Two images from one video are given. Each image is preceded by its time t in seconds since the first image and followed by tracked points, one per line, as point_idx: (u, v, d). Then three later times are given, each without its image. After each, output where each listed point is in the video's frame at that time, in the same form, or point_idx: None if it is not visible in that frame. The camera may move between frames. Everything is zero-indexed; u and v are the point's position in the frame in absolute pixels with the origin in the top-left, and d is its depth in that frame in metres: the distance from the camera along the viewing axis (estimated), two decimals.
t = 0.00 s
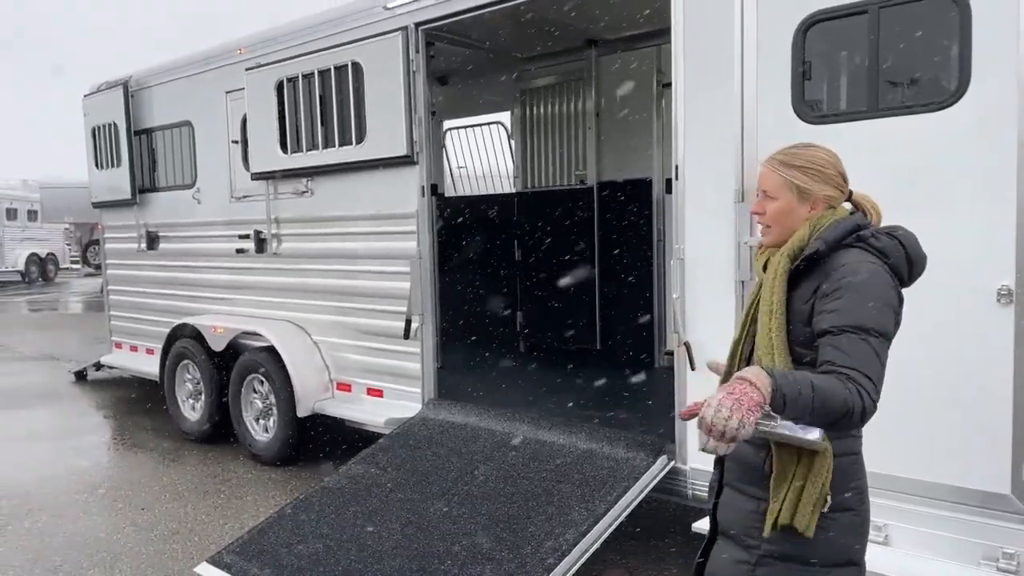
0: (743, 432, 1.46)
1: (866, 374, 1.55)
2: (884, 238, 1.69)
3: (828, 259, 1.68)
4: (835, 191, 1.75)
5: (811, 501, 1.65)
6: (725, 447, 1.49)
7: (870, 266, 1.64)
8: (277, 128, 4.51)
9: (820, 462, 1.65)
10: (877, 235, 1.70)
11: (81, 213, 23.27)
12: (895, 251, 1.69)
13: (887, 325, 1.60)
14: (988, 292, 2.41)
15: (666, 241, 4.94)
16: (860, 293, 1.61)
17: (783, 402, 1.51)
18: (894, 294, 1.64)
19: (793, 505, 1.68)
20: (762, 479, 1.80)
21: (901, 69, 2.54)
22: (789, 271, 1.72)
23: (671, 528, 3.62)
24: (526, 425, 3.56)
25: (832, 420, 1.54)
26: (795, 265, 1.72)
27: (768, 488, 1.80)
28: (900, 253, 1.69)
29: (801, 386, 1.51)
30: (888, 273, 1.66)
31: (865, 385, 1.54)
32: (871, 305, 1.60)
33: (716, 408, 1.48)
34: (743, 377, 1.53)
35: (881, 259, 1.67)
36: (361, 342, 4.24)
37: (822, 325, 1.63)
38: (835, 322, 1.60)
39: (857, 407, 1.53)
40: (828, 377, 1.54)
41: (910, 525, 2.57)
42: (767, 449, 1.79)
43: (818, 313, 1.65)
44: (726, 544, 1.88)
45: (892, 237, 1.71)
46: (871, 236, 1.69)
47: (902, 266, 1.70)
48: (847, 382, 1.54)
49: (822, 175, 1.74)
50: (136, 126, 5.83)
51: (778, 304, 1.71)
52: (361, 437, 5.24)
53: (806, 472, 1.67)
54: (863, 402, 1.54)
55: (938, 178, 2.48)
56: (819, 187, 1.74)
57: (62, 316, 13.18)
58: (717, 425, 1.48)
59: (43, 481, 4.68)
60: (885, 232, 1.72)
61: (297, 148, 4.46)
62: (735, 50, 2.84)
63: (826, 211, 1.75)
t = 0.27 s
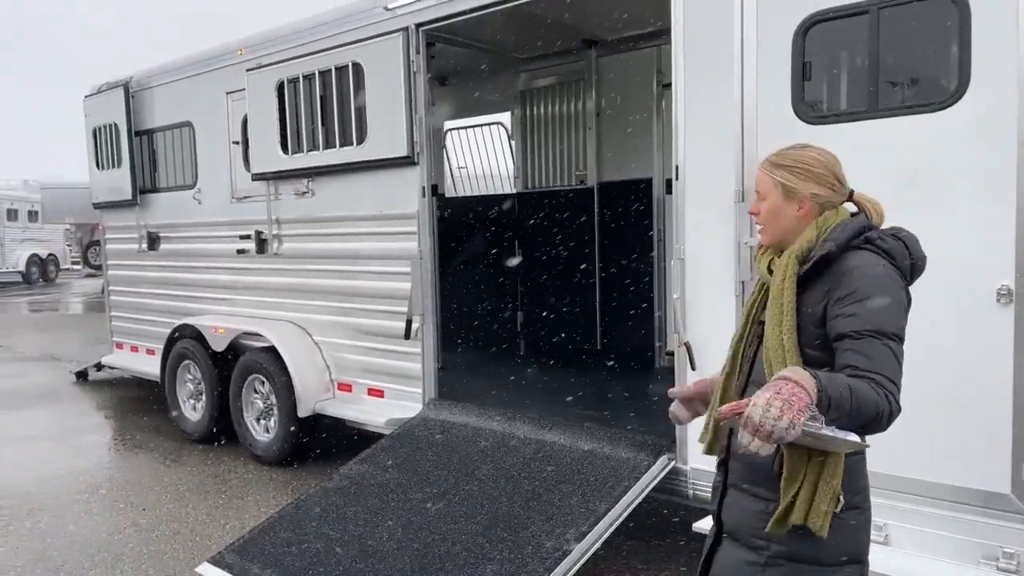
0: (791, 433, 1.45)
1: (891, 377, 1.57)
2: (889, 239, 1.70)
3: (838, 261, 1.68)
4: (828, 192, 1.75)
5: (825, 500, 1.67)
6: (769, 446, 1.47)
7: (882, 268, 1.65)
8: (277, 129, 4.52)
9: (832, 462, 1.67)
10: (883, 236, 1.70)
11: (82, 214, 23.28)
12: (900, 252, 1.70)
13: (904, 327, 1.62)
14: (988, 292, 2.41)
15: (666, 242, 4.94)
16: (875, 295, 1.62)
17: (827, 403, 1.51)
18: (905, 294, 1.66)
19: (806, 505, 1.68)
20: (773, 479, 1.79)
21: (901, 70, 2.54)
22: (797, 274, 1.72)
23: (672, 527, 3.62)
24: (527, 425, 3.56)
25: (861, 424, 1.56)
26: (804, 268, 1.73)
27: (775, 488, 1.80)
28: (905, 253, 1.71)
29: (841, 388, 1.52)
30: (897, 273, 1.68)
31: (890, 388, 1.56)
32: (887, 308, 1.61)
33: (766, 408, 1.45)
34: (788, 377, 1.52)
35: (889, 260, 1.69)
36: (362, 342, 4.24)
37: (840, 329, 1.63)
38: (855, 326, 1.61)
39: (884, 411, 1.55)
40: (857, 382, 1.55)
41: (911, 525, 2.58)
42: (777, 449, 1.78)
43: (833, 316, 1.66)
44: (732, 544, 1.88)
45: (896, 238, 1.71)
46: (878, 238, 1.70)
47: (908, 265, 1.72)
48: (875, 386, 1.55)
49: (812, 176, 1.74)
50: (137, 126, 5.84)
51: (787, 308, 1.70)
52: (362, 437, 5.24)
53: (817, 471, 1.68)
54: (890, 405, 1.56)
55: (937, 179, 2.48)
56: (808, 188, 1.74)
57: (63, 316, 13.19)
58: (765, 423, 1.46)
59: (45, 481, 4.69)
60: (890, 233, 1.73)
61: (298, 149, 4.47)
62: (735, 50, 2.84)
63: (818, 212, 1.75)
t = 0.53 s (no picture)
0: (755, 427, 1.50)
1: (875, 378, 1.57)
2: (888, 239, 1.71)
3: (833, 260, 1.68)
4: (816, 194, 1.76)
5: (816, 497, 1.67)
6: (735, 439, 1.52)
7: (876, 269, 1.65)
8: (277, 128, 4.51)
9: (823, 459, 1.67)
10: (882, 237, 1.70)
11: (81, 214, 23.25)
12: (899, 253, 1.70)
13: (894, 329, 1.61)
14: (988, 292, 2.41)
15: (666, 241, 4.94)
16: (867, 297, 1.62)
17: (799, 399, 1.53)
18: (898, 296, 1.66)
19: (798, 502, 1.69)
20: (765, 474, 1.80)
21: (901, 69, 2.54)
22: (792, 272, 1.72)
23: (672, 527, 3.62)
24: (527, 425, 3.56)
25: (841, 423, 1.56)
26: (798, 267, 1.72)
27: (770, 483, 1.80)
28: (904, 254, 1.70)
29: (815, 386, 1.53)
30: (893, 275, 1.68)
31: (875, 390, 1.56)
32: (877, 309, 1.61)
33: (735, 401, 1.51)
34: (762, 371, 1.55)
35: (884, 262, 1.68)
36: (362, 342, 4.23)
37: (830, 329, 1.63)
38: (843, 326, 1.61)
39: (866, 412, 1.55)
40: (840, 382, 1.55)
41: (910, 524, 2.58)
42: (770, 444, 1.79)
43: (824, 317, 1.66)
44: (727, 540, 1.88)
45: (896, 239, 1.71)
46: (874, 240, 1.70)
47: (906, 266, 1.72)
48: (857, 386, 1.55)
49: (798, 178, 1.76)
50: (136, 125, 5.83)
51: (778, 306, 1.72)
52: (361, 437, 5.23)
53: (809, 468, 1.68)
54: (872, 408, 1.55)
55: (938, 178, 2.48)
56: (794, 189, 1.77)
57: (62, 316, 13.18)
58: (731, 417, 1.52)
59: (44, 481, 4.68)
60: (888, 235, 1.72)
61: (297, 148, 4.46)
62: (735, 50, 2.84)
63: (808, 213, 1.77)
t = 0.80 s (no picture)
0: (684, 408, 1.57)
1: (827, 375, 1.58)
2: (863, 242, 1.73)
3: (804, 261, 1.71)
4: (798, 197, 1.80)
5: (786, 491, 1.68)
6: (671, 421, 1.60)
7: (845, 271, 1.67)
8: (274, 128, 4.51)
9: (798, 454, 1.68)
10: (858, 238, 1.73)
11: (78, 214, 23.21)
12: (873, 255, 1.72)
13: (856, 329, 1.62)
14: (984, 292, 2.42)
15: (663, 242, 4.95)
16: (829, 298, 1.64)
17: (732, 386, 1.58)
18: (866, 299, 1.67)
19: (769, 496, 1.70)
20: (747, 468, 1.82)
21: (897, 70, 2.55)
22: (769, 273, 1.75)
23: (669, 527, 3.62)
24: (524, 425, 3.57)
25: (788, 418, 1.58)
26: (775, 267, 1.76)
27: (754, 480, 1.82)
28: (879, 257, 1.72)
29: (752, 375, 1.57)
30: (864, 279, 1.69)
31: (827, 387, 1.57)
32: (838, 310, 1.63)
33: (667, 383, 1.60)
34: (702, 360, 1.63)
35: (856, 264, 1.70)
36: (359, 342, 4.24)
37: (793, 329, 1.67)
38: (802, 325, 1.63)
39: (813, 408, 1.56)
40: (787, 375, 1.58)
41: (905, 523, 2.59)
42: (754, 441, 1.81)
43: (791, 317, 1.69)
44: (713, 534, 1.90)
45: (872, 240, 1.74)
46: (850, 241, 1.73)
47: (882, 270, 1.73)
48: (805, 381, 1.57)
49: (780, 181, 1.81)
50: (133, 125, 5.82)
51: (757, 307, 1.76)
52: (359, 437, 5.23)
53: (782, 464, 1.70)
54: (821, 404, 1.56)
55: (934, 178, 2.48)
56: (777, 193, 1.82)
57: (60, 315, 13.16)
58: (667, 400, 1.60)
59: (41, 481, 4.68)
60: (866, 237, 1.75)
61: (294, 148, 4.46)
62: (731, 49, 2.84)
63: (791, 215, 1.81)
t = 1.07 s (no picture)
0: (635, 397, 1.65)
1: (782, 370, 1.57)
2: (835, 239, 1.72)
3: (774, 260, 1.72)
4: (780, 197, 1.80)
5: (750, 484, 1.72)
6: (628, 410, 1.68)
7: (812, 268, 1.67)
8: (271, 127, 4.50)
9: (764, 448, 1.71)
10: (829, 236, 1.72)
11: (75, 213, 23.15)
12: (844, 252, 1.70)
13: (818, 326, 1.61)
14: (983, 292, 2.42)
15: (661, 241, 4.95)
16: (791, 293, 1.64)
17: (681, 377, 1.62)
18: (831, 295, 1.65)
19: (736, 489, 1.75)
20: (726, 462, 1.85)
21: (892, 70, 2.56)
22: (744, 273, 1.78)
23: (666, 527, 3.62)
24: (522, 424, 3.56)
25: (742, 412, 1.58)
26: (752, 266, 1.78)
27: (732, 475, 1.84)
28: (850, 254, 1.70)
29: (701, 365, 1.60)
30: (832, 275, 1.68)
31: (782, 383, 1.56)
32: (799, 305, 1.62)
33: (623, 373, 1.69)
34: (660, 352, 1.69)
35: (826, 262, 1.70)
36: (356, 341, 4.23)
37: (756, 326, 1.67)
38: (763, 322, 1.63)
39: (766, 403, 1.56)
40: (740, 369, 1.58)
41: (903, 523, 2.58)
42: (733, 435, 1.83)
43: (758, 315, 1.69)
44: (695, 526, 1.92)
45: (845, 237, 1.73)
46: (821, 238, 1.72)
47: (855, 268, 1.71)
48: (761, 375, 1.57)
49: (761, 181, 1.81)
50: (130, 125, 5.81)
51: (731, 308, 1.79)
52: (356, 437, 5.22)
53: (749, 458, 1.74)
54: (775, 398, 1.55)
55: (930, 179, 2.48)
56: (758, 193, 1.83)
57: (58, 315, 13.13)
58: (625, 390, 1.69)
59: (37, 481, 4.67)
60: (839, 234, 1.73)
61: (291, 147, 4.45)
62: (730, 48, 2.83)
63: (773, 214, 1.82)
